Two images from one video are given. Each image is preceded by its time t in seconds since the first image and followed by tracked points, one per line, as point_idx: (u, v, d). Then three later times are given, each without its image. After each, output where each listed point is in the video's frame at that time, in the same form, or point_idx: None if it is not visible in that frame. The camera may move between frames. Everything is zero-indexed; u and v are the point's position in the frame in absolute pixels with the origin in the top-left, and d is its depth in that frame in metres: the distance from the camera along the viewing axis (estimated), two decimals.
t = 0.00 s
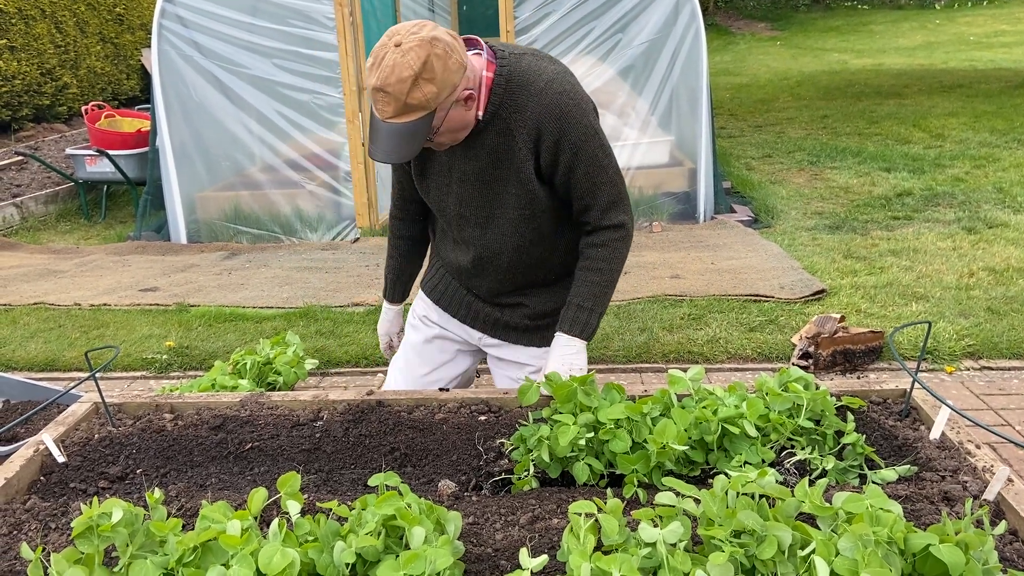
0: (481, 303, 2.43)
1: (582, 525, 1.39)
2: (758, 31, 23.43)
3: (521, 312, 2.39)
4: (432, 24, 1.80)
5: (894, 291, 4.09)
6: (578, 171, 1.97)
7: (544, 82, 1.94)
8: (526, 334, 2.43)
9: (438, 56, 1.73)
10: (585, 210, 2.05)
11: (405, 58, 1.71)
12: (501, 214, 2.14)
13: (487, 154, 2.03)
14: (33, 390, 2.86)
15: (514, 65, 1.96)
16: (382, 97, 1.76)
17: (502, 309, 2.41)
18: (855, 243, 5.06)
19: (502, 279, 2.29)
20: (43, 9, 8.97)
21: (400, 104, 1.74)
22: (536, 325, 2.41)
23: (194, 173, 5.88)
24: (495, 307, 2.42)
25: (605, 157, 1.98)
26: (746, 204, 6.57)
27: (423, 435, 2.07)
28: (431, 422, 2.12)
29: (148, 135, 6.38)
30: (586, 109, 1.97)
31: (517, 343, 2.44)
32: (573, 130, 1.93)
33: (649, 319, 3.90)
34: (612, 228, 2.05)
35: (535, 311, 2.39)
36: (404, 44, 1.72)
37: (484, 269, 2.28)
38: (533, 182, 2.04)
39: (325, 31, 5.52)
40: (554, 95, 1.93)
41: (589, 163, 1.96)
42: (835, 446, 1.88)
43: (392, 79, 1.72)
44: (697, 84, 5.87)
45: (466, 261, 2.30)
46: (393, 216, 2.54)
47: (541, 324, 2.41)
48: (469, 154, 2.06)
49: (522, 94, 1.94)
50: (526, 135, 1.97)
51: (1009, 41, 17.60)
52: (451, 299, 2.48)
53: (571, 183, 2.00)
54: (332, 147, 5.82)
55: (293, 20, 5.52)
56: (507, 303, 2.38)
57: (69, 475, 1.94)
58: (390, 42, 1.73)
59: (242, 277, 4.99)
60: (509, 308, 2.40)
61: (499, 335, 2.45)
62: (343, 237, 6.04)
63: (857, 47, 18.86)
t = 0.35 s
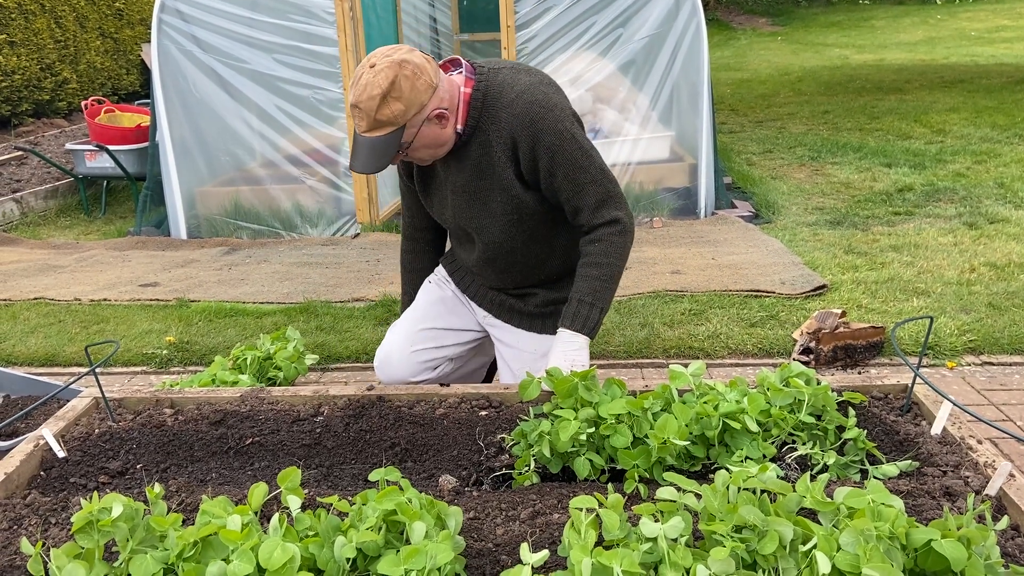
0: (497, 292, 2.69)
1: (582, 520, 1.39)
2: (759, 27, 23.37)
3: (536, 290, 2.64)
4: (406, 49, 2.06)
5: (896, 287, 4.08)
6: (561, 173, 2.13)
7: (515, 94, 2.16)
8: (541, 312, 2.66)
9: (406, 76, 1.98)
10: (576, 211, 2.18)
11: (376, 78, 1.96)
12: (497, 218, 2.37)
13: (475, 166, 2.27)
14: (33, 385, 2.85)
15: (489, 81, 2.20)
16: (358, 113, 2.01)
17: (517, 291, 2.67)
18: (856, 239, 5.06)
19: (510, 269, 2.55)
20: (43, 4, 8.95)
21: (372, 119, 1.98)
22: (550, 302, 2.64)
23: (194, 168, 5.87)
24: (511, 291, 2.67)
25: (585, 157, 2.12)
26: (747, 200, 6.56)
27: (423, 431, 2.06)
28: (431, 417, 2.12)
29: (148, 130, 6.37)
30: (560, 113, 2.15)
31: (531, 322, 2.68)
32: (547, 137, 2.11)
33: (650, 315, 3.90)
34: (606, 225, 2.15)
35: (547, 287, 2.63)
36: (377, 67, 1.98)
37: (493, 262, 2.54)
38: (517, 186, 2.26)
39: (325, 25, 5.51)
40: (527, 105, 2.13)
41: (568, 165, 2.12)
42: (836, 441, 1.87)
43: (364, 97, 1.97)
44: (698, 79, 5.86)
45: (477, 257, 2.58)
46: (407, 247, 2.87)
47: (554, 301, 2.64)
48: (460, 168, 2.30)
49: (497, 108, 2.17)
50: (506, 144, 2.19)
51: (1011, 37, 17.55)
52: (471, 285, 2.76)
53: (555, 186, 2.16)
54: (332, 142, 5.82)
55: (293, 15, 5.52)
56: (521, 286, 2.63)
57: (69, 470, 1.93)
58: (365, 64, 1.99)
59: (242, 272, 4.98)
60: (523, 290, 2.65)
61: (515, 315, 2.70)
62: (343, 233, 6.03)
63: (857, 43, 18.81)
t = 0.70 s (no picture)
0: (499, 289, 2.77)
1: (583, 516, 1.39)
2: (760, 22, 23.32)
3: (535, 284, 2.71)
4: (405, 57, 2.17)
5: (895, 283, 4.08)
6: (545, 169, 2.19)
7: (502, 98, 2.27)
8: (541, 303, 2.72)
9: (405, 80, 2.09)
10: (560, 207, 2.21)
11: (377, 81, 2.07)
12: (492, 216, 2.46)
13: (468, 168, 2.37)
14: (34, 380, 2.86)
15: (479, 90, 2.32)
16: (360, 116, 2.11)
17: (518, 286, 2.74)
18: (857, 235, 5.05)
19: (507, 264, 2.63)
20: None
21: (373, 119, 2.08)
22: (549, 293, 2.70)
23: (194, 164, 5.86)
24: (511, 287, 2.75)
25: (568, 155, 2.18)
26: (747, 196, 6.56)
27: (423, 426, 2.06)
28: (431, 413, 2.12)
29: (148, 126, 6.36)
30: (544, 114, 2.25)
31: (531, 313, 2.74)
32: (531, 135, 2.20)
33: (650, 310, 3.89)
34: (590, 220, 2.15)
35: (546, 280, 2.69)
36: (378, 72, 2.09)
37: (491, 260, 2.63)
38: (508, 183, 2.36)
39: (325, 21, 5.49)
40: (513, 108, 2.24)
41: (551, 162, 2.19)
42: (836, 437, 1.87)
43: (366, 99, 2.07)
44: (698, 74, 5.83)
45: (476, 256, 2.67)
46: (404, 260, 2.96)
47: (553, 292, 2.70)
48: (454, 172, 2.41)
49: (487, 112, 2.28)
50: (496, 145, 2.30)
51: (1011, 32, 17.51)
52: (474, 283, 2.85)
53: (541, 183, 2.22)
54: (332, 138, 5.82)
55: (293, 11, 5.51)
56: (520, 280, 2.70)
57: (69, 466, 1.93)
58: (367, 69, 2.10)
59: (242, 268, 4.98)
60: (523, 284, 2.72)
61: (515, 306, 2.76)
62: (343, 229, 6.02)
63: (858, 38, 18.78)
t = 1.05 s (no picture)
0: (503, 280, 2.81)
1: (581, 514, 1.39)
2: (760, 20, 23.30)
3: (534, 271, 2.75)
4: (400, 59, 2.19)
5: (895, 281, 4.08)
6: (539, 166, 2.20)
7: (499, 95, 2.29)
8: (541, 287, 2.77)
9: (405, 80, 2.11)
10: (551, 204, 2.21)
11: (378, 85, 2.09)
12: (491, 210, 2.49)
13: (466, 166, 2.39)
14: (33, 378, 2.86)
15: (476, 87, 2.33)
16: (364, 121, 2.13)
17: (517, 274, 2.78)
18: (856, 233, 5.05)
19: (507, 254, 2.67)
20: None
21: (378, 123, 2.10)
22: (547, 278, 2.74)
23: (194, 162, 5.86)
24: (510, 276, 2.79)
25: (561, 151, 2.20)
26: (746, 193, 6.56)
27: (423, 424, 2.07)
28: (430, 411, 2.12)
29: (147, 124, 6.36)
30: (539, 111, 2.27)
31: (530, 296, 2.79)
32: (526, 133, 2.22)
33: (649, 308, 3.90)
34: (577, 217, 2.15)
35: (544, 267, 2.73)
36: (377, 76, 2.11)
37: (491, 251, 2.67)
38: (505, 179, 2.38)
39: (324, 19, 5.48)
40: (509, 106, 2.26)
41: (544, 158, 2.20)
42: (834, 435, 1.88)
43: (369, 104, 2.09)
44: (698, 72, 5.82)
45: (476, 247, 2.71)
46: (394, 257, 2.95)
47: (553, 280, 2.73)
48: (452, 169, 2.43)
49: (483, 110, 2.30)
50: (493, 143, 2.32)
51: (1011, 30, 17.50)
52: (473, 270, 2.89)
53: (534, 180, 2.23)
54: (332, 136, 5.80)
55: (292, 8, 5.49)
56: (519, 268, 2.74)
57: (70, 464, 1.94)
58: (366, 75, 2.11)
59: (242, 266, 4.98)
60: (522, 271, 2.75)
61: (514, 291, 2.81)
62: (342, 226, 6.03)
63: (857, 36, 18.77)
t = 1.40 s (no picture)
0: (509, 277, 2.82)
1: (583, 512, 1.39)
2: (760, 18, 23.29)
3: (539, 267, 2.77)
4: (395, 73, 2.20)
5: (895, 279, 4.08)
6: (538, 168, 2.22)
7: (498, 100, 2.29)
8: (545, 279, 2.80)
9: (409, 92, 2.12)
10: (547, 204, 2.22)
11: (385, 102, 2.09)
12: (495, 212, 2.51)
13: (468, 172, 2.40)
14: (34, 376, 2.86)
15: (472, 92, 2.33)
16: (376, 140, 2.13)
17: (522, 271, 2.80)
18: (857, 231, 5.05)
19: (513, 253, 2.69)
20: None
21: (392, 138, 2.11)
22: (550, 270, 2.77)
23: (194, 160, 5.86)
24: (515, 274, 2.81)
25: (558, 152, 2.22)
26: (747, 192, 6.56)
27: (424, 423, 2.07)
28: (431, 410, 2.12)
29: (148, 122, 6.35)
30: (536, 114, 2.27)
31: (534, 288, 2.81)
32: (523, 136, 2.23)
33: (650, 306, 3.90)
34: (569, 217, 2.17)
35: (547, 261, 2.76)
36: (380, 93, 2.11)
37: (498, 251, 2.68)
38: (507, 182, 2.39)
39: (325, 17, 5.47)
40: (506, 111, 2.26)
41: (542, 160, 2.21)
42: (836, 433, 1.88)
43: (380, 122, 2.09)
44: (699, 70, 5.82)
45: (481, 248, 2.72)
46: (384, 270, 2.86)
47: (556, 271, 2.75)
48: (455, 176, 2.43)
49: (482, 116, 2.30)
50: (492, 147, 2.32)
51: (1012, 28, 17.50)
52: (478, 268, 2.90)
53: (531, 182, 2.25)
54: (332, 134, 5.80)
55: (292, 6, 5.48)
56: (524, 266, 2.76)
57: (72, 462, 1.94)
58: (368, 95, 2.11)
59: (243, 264, 4.98)
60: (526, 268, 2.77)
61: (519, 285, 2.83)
62: (343, 225, 6.02)
63: (858, 33, 18.76)
